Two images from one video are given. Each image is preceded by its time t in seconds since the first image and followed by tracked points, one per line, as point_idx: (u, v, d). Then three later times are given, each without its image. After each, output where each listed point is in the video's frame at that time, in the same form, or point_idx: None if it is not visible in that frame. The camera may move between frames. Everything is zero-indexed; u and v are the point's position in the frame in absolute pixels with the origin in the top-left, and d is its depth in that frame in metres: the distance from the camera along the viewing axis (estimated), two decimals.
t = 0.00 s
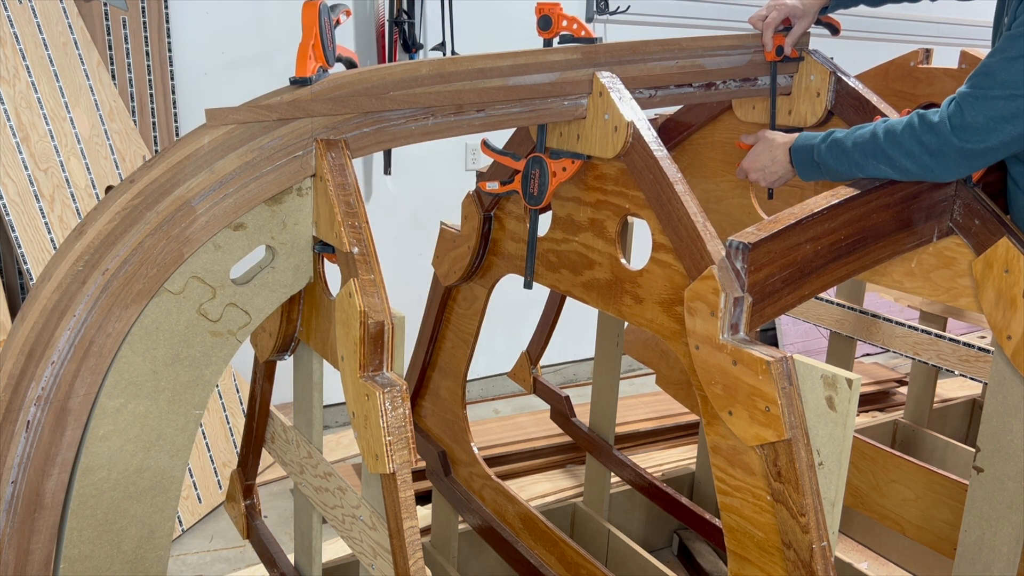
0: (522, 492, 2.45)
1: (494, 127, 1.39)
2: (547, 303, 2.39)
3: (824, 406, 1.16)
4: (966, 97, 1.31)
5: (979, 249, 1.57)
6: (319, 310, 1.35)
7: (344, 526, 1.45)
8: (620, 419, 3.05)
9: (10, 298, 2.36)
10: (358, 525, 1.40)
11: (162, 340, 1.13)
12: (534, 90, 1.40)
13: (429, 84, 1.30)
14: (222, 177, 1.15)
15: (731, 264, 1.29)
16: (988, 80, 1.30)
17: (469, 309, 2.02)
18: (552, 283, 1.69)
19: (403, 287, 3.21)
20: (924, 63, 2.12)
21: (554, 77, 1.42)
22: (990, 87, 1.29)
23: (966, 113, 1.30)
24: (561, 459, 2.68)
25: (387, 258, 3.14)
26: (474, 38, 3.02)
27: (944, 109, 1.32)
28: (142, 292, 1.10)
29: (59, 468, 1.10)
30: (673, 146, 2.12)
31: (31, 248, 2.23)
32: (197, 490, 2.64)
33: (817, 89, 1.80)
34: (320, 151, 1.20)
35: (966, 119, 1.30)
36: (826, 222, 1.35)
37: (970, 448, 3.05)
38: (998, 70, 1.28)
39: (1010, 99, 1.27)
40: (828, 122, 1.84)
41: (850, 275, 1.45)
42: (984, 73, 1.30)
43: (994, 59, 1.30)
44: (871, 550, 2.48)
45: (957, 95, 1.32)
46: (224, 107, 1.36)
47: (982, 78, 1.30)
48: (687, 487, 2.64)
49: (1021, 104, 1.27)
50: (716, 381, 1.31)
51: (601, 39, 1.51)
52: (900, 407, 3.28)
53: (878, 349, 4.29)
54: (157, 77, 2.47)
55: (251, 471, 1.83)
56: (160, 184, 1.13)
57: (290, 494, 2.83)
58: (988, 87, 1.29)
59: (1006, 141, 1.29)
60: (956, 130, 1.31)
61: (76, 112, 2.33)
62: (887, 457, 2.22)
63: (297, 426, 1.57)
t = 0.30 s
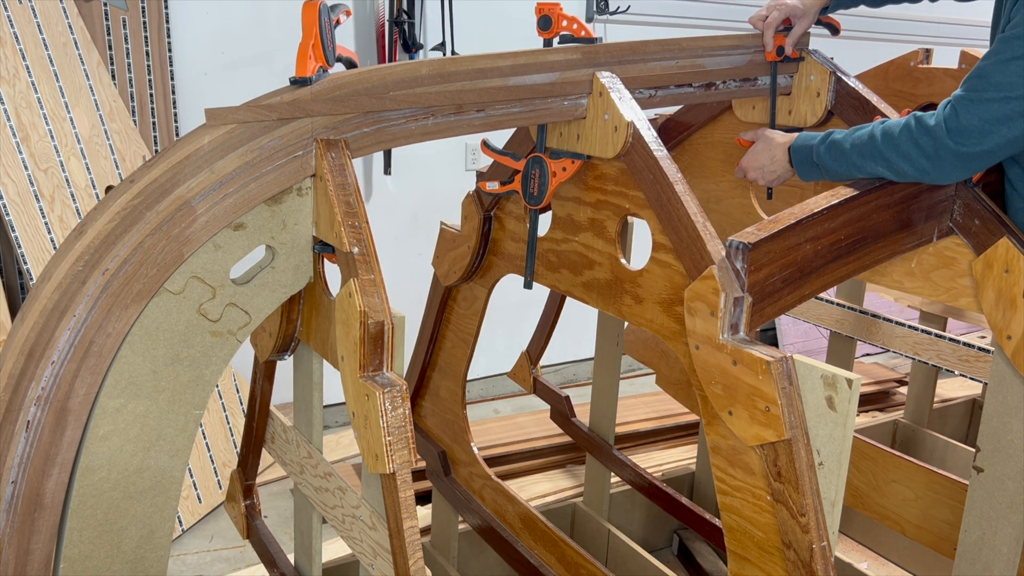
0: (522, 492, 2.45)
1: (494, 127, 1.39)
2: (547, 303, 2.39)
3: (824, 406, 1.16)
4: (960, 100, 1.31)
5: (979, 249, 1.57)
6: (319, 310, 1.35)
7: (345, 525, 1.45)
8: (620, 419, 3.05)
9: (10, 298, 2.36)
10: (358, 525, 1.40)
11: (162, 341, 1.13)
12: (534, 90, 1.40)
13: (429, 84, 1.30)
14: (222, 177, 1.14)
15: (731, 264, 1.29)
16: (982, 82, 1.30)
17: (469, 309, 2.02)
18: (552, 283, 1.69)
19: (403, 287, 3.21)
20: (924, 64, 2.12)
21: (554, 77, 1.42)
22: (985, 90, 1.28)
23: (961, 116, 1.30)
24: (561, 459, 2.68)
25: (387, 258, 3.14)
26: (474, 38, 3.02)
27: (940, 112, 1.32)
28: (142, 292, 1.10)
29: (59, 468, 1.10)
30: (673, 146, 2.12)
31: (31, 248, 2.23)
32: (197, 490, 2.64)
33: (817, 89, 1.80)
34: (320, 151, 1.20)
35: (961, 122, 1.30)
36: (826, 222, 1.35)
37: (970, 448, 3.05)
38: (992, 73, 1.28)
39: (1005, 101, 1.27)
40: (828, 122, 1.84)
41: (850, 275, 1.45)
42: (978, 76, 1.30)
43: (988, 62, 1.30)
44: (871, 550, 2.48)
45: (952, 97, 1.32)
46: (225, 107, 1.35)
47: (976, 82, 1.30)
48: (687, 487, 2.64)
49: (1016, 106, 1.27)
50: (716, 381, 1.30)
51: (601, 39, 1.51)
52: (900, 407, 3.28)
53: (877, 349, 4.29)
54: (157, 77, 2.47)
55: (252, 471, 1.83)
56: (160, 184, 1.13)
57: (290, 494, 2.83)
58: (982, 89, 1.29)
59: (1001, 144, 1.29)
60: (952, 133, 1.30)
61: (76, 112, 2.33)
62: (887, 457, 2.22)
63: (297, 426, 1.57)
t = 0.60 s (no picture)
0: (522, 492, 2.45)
1: (494, 127, 1.39)
2: (547, 303, 2.39)
3: (824, 406, 1.15)
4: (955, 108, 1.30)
5: (979, 249, 1.57)
6: (319, 310, 1.35)
7: (345, 526, 1.45)
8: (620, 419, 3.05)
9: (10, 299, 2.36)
10: (358, 526, 1.40)
11: (162, 343, 1.13)
12: (534, 90, 1.40)
13: (429, 84, 1.30)
14: (222, 176, 1.14)
15: (731, 264, 1.29)
16: (982, 88, 1.23)
17: (469, 309, 2.02)
18: (552, 283, 1.69)
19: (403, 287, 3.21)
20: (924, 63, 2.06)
21: (554, 77, 1.42)
22: (980, 99, 1.24)
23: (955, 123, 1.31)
24: (561, 459, 2.68)
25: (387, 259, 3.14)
26: (474, 38, 3.03)
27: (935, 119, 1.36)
28: (143, 292, 1.10)
29: (59, 469, 1.08)
30: (673, 146, 2.11)
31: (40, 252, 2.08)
32: (197, 490, 2.63)
33: (817, 89, 1.82)
34: (320, 151, 1.21)
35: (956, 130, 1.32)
36: (826, 222, 1.35)
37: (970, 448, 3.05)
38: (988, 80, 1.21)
39: (1001, 110, 1.22)
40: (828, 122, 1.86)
41: (850, 275, 1.45)
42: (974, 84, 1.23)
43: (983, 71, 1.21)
44: (871, 550, 2.48)
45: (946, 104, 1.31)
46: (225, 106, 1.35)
47: (971, 90, 1.24)
48: (687, 487, 2.64)
49: (1013, 114, 1.20)
50: (716, 381, 1.30)
51: (601, 39, 1.51)
52: (900, 407, 3.28)
53: (877, 349, 4.29)
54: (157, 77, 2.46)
55: (251, 471, 1.83)
56: (159, 184, 1.11)
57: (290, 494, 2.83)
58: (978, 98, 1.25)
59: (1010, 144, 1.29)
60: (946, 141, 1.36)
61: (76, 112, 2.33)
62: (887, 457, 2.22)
63: (297, 426, 1.57)
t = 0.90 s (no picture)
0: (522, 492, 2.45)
1: (494, 127, 1.39)
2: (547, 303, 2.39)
3: (824, 406, 1.15)
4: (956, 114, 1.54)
5: (978, 249, 1.58)
6: (319, 310, 1.35)
7: (344, 525, 1.45)
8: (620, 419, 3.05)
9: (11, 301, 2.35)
10: (358, 526, 1.40)
11: (163, 336, 1.09)
12: (534, 90, 1.40)
13: (429, 84, 1.30)
14: (221, 178, 1.13)
15: (731, 264, 1.29)
16: (984, 94, 1.49)
17: (469, 309, 2.02)
18: (552, 283, 1.69)
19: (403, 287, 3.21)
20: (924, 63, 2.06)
21: (554, 77, 1.42)
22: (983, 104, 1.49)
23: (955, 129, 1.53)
24: (561, 459, 2.68)
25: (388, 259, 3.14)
26: (474, 37, 3.03)
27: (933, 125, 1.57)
28: (144, 290, 1.05)
29: (60, 469, 0.93)
30: (673, 146, 2.11)
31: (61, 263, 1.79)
32: (197, 491, 2.62)
33: (817, 89, 1.83)
34: (320, 151, 1.21)
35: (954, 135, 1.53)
36: (826, 222, 1.35)
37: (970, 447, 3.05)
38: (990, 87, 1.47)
39: (1001, 112, 1.47)
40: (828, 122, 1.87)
41: (850, 275, 1.45)
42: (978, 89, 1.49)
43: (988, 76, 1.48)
44: (871, 550, 2.48)
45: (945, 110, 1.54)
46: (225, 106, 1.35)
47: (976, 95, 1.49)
48: (687, 487, 2.64)
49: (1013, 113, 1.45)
50: (716, 381, 1.30)
51: (601, 39, 1.51)
52: (900, 407, 3.28)
53: (877, 349, 4.29)
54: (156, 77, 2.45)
55: (251, 471, 1.83)
56: (162, 181, 1.03)
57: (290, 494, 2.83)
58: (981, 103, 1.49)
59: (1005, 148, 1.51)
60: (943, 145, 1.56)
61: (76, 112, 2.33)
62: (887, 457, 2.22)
63: (297, 426, 1.56)
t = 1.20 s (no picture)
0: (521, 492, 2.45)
1: (494, 127, 1.39)
2: (547, 303, 2.38)
3: (824, 406, 1.15)
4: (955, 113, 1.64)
5: (978, 249, 1.58)
6: (319, 310, 1.35)
7: (344, 525, 1.46)
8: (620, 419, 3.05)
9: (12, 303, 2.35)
10: (358, 526, 1.40)
11: (154, 357, 0.72)
12: (534, 91, 1.40)
13: (429, 85, 1.30)
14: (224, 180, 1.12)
15: (731, 264, 1.29)
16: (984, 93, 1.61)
17: (469, 309, 2.02)
18: (552, 283, 1.69)
19: (403, 287, 3.21)
20: (924, 63, 2.10)
21: (555, 78, 1.42)
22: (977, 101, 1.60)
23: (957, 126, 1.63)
24: (561, 459, 2.68)
25: (387, 259, 3.14)
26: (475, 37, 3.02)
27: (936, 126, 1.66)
28: (118, 289, 0.67)
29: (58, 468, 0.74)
30: (673, 146, 2.11)
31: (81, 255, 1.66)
32: (197, 490, 2.62)
33: (817, 89, 1.80)
34: (320, 151, 1.21)
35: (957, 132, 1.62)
36: (826, 222, 1.35)
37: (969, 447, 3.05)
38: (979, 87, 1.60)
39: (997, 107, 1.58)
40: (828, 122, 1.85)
41: (850, 275, 1.45)
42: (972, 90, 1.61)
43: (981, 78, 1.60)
44: (871, 550, 2.48)
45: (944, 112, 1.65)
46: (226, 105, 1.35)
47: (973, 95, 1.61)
48: (687, 487, 2.64)
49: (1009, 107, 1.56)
50: (716, 381, 1.30)
51: (601, 39, 1.51)
52: (900, 407, 3.29)
53: (877, 349, 4.30)
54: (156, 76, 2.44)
55: (251, 471, 1.83)
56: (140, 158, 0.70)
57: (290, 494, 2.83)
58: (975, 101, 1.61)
59: (1004, 148, 1.63)
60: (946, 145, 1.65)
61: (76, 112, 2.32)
62: (887, 457, 2.22)
63: (297, 427, 1.56)
